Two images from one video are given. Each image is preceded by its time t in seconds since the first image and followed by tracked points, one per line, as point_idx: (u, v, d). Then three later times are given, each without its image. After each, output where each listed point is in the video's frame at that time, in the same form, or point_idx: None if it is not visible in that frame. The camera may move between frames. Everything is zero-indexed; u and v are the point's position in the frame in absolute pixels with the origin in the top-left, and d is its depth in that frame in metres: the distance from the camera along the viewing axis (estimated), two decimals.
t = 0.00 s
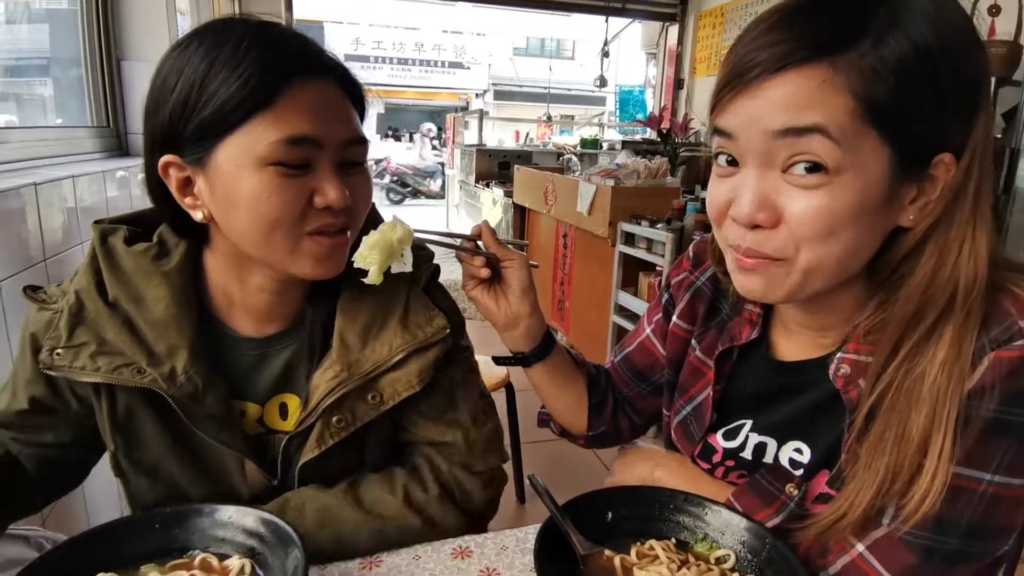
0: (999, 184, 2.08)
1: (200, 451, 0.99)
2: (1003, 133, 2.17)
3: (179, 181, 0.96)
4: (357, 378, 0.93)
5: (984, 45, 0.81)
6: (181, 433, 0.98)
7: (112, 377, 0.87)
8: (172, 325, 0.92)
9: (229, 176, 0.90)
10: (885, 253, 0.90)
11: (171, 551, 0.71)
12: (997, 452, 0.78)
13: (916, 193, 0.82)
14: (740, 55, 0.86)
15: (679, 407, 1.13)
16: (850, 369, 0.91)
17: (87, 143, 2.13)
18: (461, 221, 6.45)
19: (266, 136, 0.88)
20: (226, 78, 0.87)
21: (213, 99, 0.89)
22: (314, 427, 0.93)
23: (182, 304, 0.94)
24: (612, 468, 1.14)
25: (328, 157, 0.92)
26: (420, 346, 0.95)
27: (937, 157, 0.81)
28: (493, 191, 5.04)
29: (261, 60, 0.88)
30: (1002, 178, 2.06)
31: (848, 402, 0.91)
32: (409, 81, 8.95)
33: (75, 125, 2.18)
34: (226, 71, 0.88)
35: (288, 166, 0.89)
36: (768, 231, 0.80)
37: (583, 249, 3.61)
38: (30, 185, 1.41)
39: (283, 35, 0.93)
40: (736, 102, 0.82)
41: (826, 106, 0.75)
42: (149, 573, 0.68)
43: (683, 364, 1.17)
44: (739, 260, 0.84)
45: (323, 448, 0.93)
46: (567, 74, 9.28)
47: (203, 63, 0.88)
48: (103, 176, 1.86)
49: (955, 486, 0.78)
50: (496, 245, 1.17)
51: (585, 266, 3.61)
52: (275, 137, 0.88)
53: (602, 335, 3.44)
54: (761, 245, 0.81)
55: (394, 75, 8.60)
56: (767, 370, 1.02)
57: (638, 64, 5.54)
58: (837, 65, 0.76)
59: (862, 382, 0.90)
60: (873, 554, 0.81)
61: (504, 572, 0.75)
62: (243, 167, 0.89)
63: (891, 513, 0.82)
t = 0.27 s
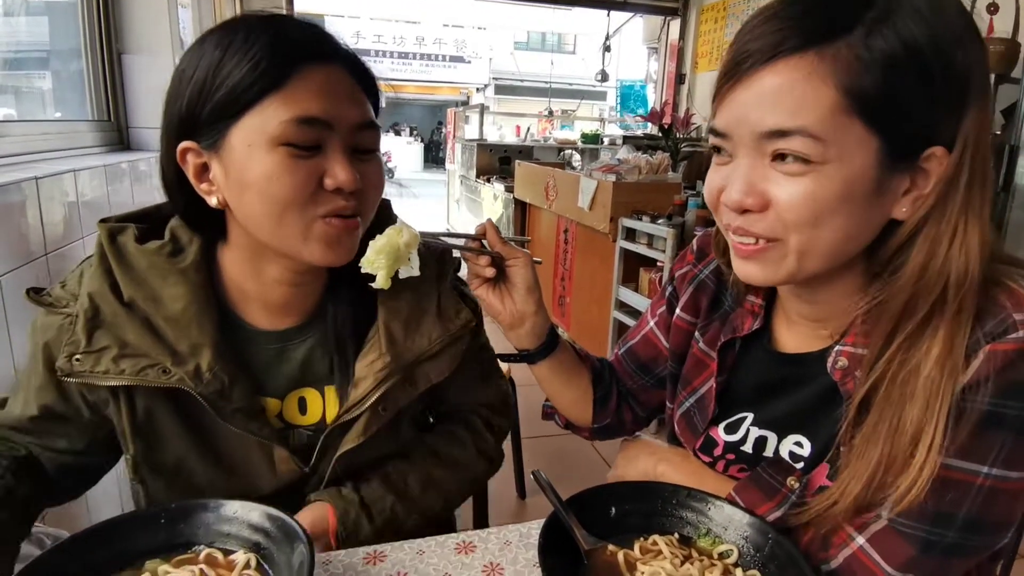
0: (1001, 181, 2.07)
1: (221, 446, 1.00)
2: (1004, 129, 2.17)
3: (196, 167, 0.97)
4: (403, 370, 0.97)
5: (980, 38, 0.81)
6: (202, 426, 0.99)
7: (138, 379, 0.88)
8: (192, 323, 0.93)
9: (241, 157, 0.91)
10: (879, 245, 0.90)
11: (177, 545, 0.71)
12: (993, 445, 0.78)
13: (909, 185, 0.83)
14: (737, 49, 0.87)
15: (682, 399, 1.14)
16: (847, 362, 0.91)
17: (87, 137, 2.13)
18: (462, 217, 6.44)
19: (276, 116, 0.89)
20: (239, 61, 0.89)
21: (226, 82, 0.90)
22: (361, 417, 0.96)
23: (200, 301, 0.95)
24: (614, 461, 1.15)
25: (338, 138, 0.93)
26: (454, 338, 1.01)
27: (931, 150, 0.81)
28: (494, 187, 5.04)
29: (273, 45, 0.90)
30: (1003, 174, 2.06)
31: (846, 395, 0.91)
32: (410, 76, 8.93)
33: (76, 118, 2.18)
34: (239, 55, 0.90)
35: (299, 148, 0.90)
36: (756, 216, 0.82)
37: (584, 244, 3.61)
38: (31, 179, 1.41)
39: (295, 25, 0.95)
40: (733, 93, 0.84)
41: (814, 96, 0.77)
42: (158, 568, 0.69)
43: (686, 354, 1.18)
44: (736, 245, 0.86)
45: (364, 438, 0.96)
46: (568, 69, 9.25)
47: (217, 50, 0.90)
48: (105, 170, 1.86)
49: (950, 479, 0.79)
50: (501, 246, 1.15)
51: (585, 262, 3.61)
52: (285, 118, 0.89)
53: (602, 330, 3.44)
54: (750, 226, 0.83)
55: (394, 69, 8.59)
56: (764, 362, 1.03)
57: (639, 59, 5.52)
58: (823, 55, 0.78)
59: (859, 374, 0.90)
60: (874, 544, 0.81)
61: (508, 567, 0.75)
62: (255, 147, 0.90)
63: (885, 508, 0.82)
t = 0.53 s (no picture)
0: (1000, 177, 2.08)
1: (233, 434, 1.01)
2: (1003, 124, 2.17)
3: (211, 159, 0.99)
4: (412, 360, 0.98)
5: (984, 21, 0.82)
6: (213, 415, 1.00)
7: (153, 367, 0.89)
8: (205, 315, 0.94)
9: (256, 152, 0.92)
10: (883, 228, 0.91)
11: (184, 533, 0.72)
12: (998, 426, 0.79)
13: (913, 162, 0.83)
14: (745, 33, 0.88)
15: (687, 385, 1.13)
16: (851, 345, 0.93)
17: (87, 131, 2.13)
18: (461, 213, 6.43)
19: (290, 113, 0.90)
20: (256, 58, 0.91)
21: (242, 78, 0.92)
22: (373, 406, 0.98)
23: (213, 291, 0.96)
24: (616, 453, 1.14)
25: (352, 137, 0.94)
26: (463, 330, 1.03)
27: (934, 131, 0.82)
28: (494, 182, 5.04)
29: (289, 42, 0.91)
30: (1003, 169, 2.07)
31: (849, 378, 0.93)
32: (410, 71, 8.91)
33: (76, 112, 2.17)
34: (257, 51, 0.91)
35: (313, 144, 0.91)
36: (763, 186, 0.83)
37: (584, 239, 3.61)
38: (33, 172, 1.41)
39: (312, 20, 0.96)
40: (745, 69, 0.86)
41: (824, 68, 0.78)
42: (164, 556, 0.70)
43: (689, 343, 1.18)
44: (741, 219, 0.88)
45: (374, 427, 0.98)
46: (568, 65, 9.24)
47: (235, 45, 0.91)
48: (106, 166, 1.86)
49: (954, 462, 0.80)
50: (505, 234, 1.17)
51: (586, 257, 3.62)
52: (299, 114, 0.90)
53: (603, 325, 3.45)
54: (756, 198, 0.84)
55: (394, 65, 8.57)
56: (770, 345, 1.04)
57: (639, 55, 5.52)
58: (832, 31, 0.79)
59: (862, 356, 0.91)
60: (876, 527, 0.82)
61: (511, 556, 0.76)
62: (269, 142, 0.91)
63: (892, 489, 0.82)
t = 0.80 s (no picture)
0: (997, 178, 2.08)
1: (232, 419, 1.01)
2: (1002, 126, 2.17)
3: (208, 145, 0.99)
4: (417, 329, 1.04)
5: (981, 18, 0.82)
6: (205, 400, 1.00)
7: (151, 355, 0.90)
8: (200, 298, 0.94)
9: (249, 138, 0.93)
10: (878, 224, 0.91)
11: (177, 535, 0.72)
12: (997, 424, 0.79)
13: (907, 159, 0.84)
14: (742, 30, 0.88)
15: (688, 381, 1.14)
16: (850, 341, 0.94)
17: (84, 131, 2.13)
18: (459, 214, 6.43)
19: (283, 96, 0.91)
20: (247, 41, 0.91)
21: (234, 62, 0.92)
22: (379, 374, 1.01)
23: (206, 274, 0.96)
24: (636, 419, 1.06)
25: (344, 118, 0.94)
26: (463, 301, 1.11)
27: (929, 127, 0.82)
28: (492, 182, 5.04)
29: (279, 24, 0.91)
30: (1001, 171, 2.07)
31: (849, 373, 0.93)
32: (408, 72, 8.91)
33: (73, 111, 2.17)
34: (247, 35, 0.91)
35: (305, 127, 0.92)
36: (760, 181, 0.83)
37: (582, 239, 3.61)
38: (29, 172, 1.41)
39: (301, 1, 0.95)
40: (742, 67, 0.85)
41: (822, 63, 0.78)
42: (158, 558, 0.69)
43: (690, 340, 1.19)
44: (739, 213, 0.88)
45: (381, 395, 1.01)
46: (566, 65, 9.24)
47: (225, 29, 0.91)
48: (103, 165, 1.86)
49: (956, 461, 0.80)
50: (505, 235, 1.16)
51: (583, 257, 3.62)
52: (292, 98, 0.91)
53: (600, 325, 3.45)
54: (753, 193, 0.84)
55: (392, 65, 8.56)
56: (768, 342, 1.04)
57: (638, 56, 5.52)
58: (830, 27, 0.79)
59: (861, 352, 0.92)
60: (881, 528, 0.82)
61: (507, 558, 0.76)
62: (262, 128, 0.92)
63: (892, 486, 0.83)
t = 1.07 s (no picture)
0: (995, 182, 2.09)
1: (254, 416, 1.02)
2: (1000, 131, 2.19)
3: (221, 147, 1.02)
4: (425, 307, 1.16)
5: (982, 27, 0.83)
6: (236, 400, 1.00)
7: (213, 336, 0.91)
8: (247, 280, 0.98)
9: (256, 142, 0.95)
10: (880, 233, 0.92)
11: (174, 538, 0.72)
12: (1007, 433, 0.80)
13: (910, 165, 0.84)
14: (744, 37, 0.89)
15: (691, 387, 1.13)
16: (860, 347, 0.91)
17: (81, 133, 2.13)
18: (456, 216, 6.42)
19: (289, 104, 0.92)
20: (255, 49, 0.92)
21: (243, 70, 0.93)
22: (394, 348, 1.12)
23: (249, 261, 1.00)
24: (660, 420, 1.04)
25: (346, 126, 0.96)
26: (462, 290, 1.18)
27: (931, 133, 0.83)
28: (490, 185, 5.04)
29: (287, 31, 0.92)
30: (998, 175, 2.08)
31: (861, 380, 0.91)
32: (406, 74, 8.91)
33: (70, 113, 2.17)
34: (254, 45, 0.92)
35: (309, 133, 0.94)
36: (765, 189, 0.83)
37: (580, 242, 3.61)
38: (26, 175, 1.41)
39: (307, 8, 0.96)
40: (744, 75, 0.86)
41: (825, 72, 0.78)
42: (155, 561, 0.69)
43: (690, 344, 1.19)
44: (744, 222, 0.88)
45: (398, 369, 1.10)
46: (564, 68, 9.25)
47: (233, 37, 0.92)
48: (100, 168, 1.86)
49: (970, 469, 0.81)
50: (507, 237, 1.18)
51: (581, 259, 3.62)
52: (298, 106, 0.92)
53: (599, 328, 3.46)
54: (758, 202, 0.84)
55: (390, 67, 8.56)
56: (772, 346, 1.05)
57: (636, 58, 5.53)
58: (834, 34, 0.79)
59: (874, 358, 0.89)
60: (906, 540, 0.83)
61: (504, 560, 0.76)
62: (269, 134, 0.94)
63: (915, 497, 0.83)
